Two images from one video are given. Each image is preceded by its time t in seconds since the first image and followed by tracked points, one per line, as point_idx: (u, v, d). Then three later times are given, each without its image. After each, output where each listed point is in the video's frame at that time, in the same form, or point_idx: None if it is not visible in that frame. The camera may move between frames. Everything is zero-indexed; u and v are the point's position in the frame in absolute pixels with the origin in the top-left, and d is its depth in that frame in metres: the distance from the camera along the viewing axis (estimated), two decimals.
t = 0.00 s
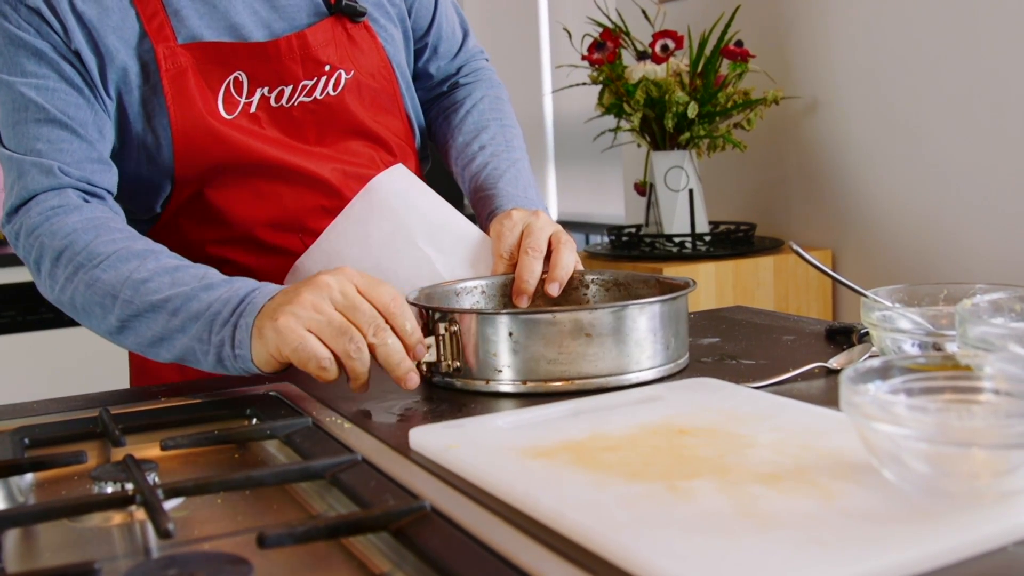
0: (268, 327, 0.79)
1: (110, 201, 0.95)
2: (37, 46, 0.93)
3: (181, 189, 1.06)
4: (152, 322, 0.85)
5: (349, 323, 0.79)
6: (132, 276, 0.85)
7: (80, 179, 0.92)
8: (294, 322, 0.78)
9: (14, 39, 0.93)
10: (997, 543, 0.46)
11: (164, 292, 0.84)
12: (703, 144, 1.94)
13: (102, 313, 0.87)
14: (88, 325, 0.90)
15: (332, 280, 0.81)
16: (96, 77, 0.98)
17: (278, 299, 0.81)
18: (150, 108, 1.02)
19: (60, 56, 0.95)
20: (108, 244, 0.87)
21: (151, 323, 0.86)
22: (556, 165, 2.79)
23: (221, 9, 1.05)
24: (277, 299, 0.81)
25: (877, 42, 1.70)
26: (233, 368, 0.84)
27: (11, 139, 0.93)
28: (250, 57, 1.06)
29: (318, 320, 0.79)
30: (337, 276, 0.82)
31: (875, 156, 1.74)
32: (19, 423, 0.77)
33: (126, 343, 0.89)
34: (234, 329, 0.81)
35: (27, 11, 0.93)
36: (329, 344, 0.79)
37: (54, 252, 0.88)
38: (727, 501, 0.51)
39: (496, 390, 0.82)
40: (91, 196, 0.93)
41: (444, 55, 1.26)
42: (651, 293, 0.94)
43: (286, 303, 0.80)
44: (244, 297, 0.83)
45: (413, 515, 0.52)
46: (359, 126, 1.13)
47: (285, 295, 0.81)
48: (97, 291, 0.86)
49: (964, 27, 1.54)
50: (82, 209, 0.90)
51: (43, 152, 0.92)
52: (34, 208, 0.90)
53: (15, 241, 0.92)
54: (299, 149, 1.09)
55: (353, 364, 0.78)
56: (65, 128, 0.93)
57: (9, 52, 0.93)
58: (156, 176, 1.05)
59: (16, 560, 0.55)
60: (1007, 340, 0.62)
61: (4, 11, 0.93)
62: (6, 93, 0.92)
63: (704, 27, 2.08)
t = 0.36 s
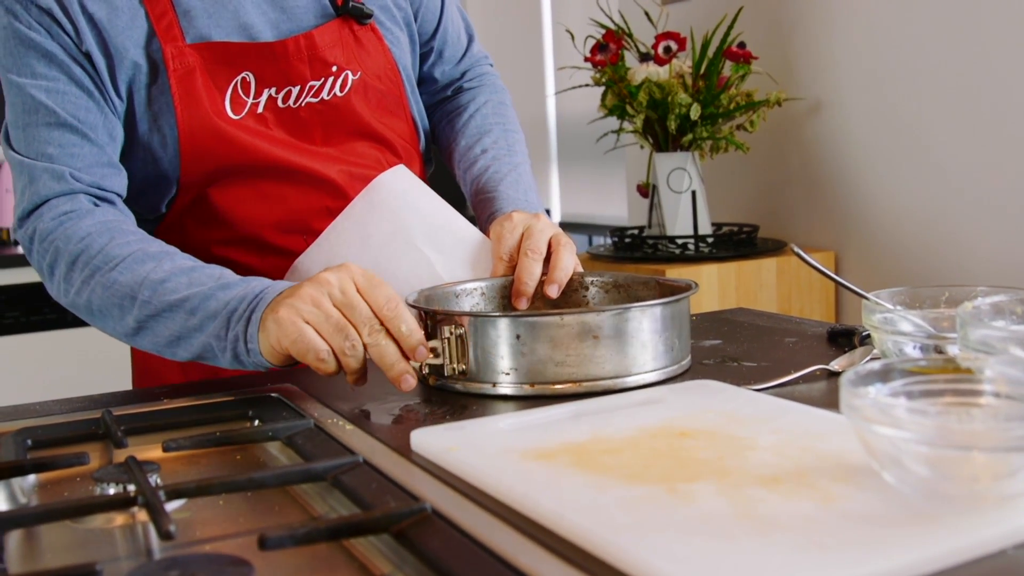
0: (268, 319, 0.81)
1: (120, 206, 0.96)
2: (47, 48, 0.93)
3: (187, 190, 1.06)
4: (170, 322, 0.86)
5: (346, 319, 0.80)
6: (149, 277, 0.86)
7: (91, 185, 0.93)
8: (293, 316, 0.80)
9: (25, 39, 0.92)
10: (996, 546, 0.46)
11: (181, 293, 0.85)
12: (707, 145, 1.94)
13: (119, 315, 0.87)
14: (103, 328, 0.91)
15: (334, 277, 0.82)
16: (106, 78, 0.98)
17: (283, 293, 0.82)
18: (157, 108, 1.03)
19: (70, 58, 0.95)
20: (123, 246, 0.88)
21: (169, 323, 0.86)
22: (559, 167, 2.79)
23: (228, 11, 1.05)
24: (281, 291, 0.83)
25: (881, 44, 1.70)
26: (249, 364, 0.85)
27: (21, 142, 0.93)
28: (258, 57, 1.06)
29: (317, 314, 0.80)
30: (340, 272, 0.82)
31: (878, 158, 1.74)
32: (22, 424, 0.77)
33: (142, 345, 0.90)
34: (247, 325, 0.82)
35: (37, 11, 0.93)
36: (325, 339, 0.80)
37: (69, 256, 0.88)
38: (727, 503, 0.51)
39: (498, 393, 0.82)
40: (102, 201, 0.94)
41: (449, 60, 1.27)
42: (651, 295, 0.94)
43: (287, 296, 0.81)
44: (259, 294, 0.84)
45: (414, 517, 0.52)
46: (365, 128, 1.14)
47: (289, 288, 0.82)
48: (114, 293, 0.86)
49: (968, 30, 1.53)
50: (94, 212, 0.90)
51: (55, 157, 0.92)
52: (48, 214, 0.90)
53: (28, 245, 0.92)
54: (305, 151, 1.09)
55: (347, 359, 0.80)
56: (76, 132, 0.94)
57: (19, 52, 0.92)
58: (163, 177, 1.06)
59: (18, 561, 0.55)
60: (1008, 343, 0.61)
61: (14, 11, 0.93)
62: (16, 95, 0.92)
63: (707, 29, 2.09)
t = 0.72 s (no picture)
0: (272, 324, 0.80)
1: (126, 199, 0.96)
2: (58, 40, 0.94)
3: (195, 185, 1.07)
4: (169, 316, 0.86)
5: (351, 321, 0.80)
6: (148, 271, 0.86)
7: (98, 179, 0.93)
8: (296, 321, 0.79)
9: (37, 31, 0.92)
10: (995, 545, 0.46)
11: (180, 287, 0.85)
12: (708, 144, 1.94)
13: (120, 309, 0.87)
14: (107, 322, 0.91)
15: (338, 280, 0.81)
16: (117, 70, 0.98)
17: (284, 295, 0.82)
18: (168, 100, 1.03)
19: (81, 51, 0.95)
20: (124, 241, 0.88)
21: (168, 318, 0.86)
22: (560, 166, 2.79)
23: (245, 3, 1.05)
24: (282, 294, 0.82)
25: (884, 43, 1.69)
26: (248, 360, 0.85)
27: (30, 135, 0.93)
28: (271, 51, 1.06)
29: (320, 319, 0.80)
30: (343, 274, 0.81)
31: (879, 158, 1.74)
32: (23, 422, 0.77)
33: (144, 339, 0.90)
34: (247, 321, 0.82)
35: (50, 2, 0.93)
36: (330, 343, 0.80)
37: (72, 250, 0.89)
38: (727, 502, 0.51)
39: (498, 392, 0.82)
40: (108, 194, 0.94)
41: (459, 61, 1.27)
42: (651, 294, 0.94)
43: (289, 300, 0.80)
44: (257, 291, 0.84)
45: (414, 515, 0.52)
46: (375, 124, 1.14)
47: (291, 291, 0.81)
48: (115, 287, 0.86)
49: (970, 29, 1.53)
50: (98, 207, 0.91)
51: (63, 150, 0.92)
52: (52, 207, 0.91)
53: (35, 240, 0.93)
54: (317, 146, 1.09)
55: (352, 362, 0.80)
56: (83, 125, 0.94)
57: (30, 44, 0.93)
58: (173, 171, 1.06)
59: (20, 558, 0.55)
60: (1008, 343, 0.61)
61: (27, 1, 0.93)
62: (26, 87, 0.93)
63: (709, 28, 2.09)
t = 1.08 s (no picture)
0: (289, 322, 0.76)
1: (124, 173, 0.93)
2: (71, 10, 0.91)
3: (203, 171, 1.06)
4: (145, 297, 0.82)
5: (372, 309, 0.77)
6: (133, 248, 0.82)
7: (98, 147, 0.90)
8: (318, 315, 0.75)
9: None
10: (990, 542, 0.46)
11: (162, 269, 0.81)
12: (705, 142, 1.94)
13: (97, 283, 0.83)
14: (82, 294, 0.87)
15: (351, 276, 0.78)
16: (130, 48, 0.96)
17: (295, 291, 0.78)
18: (178, 80, 1.02)
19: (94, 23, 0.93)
20: (113, 214, 0.84)
21: (145, 298, 0.82)
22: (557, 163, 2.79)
23: None
24: (292, 292, 0.78)
25: (883, 39, 1.69)
26: (224, 357, 0.81)
27: (33, 99, 0.90)
28: (283, 38, 1.05)
29: (341, 312, 0.76)
30: (350, 270, 0.79)
31: (877, 155, 1.74)
32: (20, 418, 0.77)
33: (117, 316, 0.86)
34: (233, 317, 0.79)
35: None
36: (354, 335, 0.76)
37: (58, 215, 0.85)
38: (724, 498, 0.51)
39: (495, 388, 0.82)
40: (107, 164, 0.92)
41: (468, 63, 1.27)
42: (651, 292, 0.94)
43: (304, 295, 0.76)
44: (243, 287, 0.80)
45: (412, 510, 0.52)
46: (382, 114, 1.14)
47: (301, 288, 0.78)
48: (96, 258, 0.82)
49: (969, 27, 1.53)
50: (94, 175, 0.87)
51: (65, 116, 0.90)
52: (48, 167, 0.87)
53: (24, 200, 0.89)
54: (325, 138, 1.09)
55: (379, 352, 0.76)
56: (89, 94, 0.91)
57: (42, 13, 0.90)
58: (180, 152, 1.05)
59: (17, 553, 0.55)
60: (1004, 340, 0.61)
61: None
62: (34, 54, 0.90)
63: (706, 25, 2.09)
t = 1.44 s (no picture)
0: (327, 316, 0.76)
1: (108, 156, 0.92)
2: None
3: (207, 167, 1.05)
4: (132, 271, 0.80)
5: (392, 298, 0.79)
6: (130, 222, 0.81)
7: (88, 126, 0.89)
8: (348, 303, 0.76)
9: None
10: (988, 540, 0.46)
11: (160, 247, 0.80)
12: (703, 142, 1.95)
13: (77, 250, 0.80)
14: (46, 261, 0.84)
15: (365, 269, 0.80)
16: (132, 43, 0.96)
17: (318, 286, 0.78)
18: (183, 78, 1.02)
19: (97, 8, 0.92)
20: (108, 186, 0.83)
21: (130, 273, 0.80)
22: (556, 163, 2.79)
23: None
24: (316, 286, 0.78)
25: (881, 40, 1.69)
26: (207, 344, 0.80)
27: (23, 66, 0.87)
28: (289, 39, 1.05)
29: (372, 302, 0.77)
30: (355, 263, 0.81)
31: (876, 154, 1.74)
32: (20, 417, 0.78)
33: (84, 290, 0.82)
34: (232, 306, 0.78)
35: None
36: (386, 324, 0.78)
37: (41, 175, 0.82)
38: (723, 497, 0.51)
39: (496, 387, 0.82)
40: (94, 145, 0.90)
41: (478, 55, 1.26)
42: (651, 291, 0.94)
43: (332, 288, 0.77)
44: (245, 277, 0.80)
45: (411, 509, 0.52)
46: (388, 113, 1.14)
47: (323, 282, 0.78)
48: (85, 225, 0.80)
49: (967, 27, 1.54)
50: (87, 149, 0.86)
51: (60, 88, 0.88)
52: (33, 131, 0.84)
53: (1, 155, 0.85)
54: (332, 137, 1.09)
55: (407, 337, 0.79)
56: (84, 74, 0.91)
57: None
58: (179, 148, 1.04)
59: (16, 552, 0.55)
60: (1003, 340, 0.61)
61: None
62: (32, 24, 0.88)
63: (705, 25, 2.09)
